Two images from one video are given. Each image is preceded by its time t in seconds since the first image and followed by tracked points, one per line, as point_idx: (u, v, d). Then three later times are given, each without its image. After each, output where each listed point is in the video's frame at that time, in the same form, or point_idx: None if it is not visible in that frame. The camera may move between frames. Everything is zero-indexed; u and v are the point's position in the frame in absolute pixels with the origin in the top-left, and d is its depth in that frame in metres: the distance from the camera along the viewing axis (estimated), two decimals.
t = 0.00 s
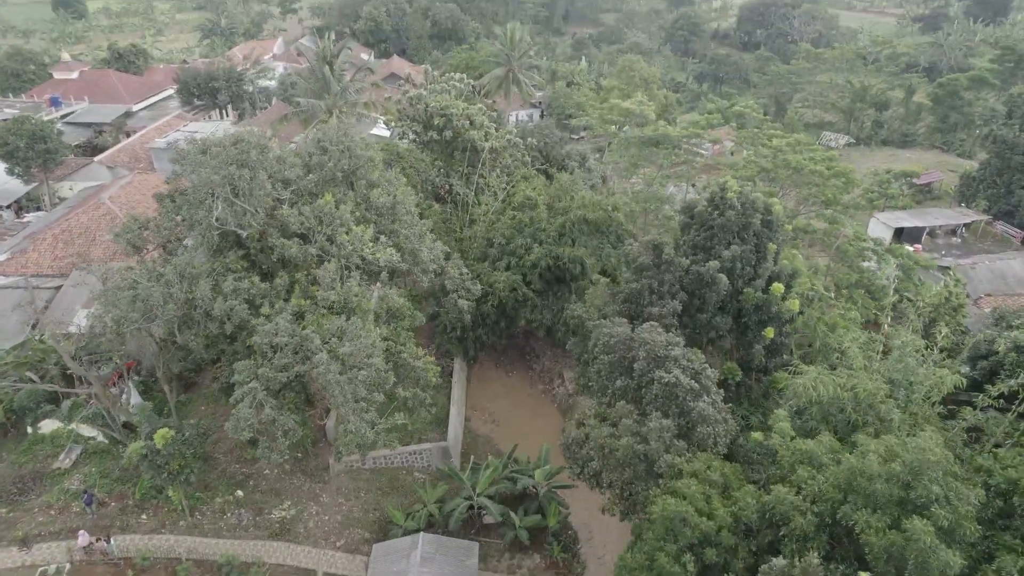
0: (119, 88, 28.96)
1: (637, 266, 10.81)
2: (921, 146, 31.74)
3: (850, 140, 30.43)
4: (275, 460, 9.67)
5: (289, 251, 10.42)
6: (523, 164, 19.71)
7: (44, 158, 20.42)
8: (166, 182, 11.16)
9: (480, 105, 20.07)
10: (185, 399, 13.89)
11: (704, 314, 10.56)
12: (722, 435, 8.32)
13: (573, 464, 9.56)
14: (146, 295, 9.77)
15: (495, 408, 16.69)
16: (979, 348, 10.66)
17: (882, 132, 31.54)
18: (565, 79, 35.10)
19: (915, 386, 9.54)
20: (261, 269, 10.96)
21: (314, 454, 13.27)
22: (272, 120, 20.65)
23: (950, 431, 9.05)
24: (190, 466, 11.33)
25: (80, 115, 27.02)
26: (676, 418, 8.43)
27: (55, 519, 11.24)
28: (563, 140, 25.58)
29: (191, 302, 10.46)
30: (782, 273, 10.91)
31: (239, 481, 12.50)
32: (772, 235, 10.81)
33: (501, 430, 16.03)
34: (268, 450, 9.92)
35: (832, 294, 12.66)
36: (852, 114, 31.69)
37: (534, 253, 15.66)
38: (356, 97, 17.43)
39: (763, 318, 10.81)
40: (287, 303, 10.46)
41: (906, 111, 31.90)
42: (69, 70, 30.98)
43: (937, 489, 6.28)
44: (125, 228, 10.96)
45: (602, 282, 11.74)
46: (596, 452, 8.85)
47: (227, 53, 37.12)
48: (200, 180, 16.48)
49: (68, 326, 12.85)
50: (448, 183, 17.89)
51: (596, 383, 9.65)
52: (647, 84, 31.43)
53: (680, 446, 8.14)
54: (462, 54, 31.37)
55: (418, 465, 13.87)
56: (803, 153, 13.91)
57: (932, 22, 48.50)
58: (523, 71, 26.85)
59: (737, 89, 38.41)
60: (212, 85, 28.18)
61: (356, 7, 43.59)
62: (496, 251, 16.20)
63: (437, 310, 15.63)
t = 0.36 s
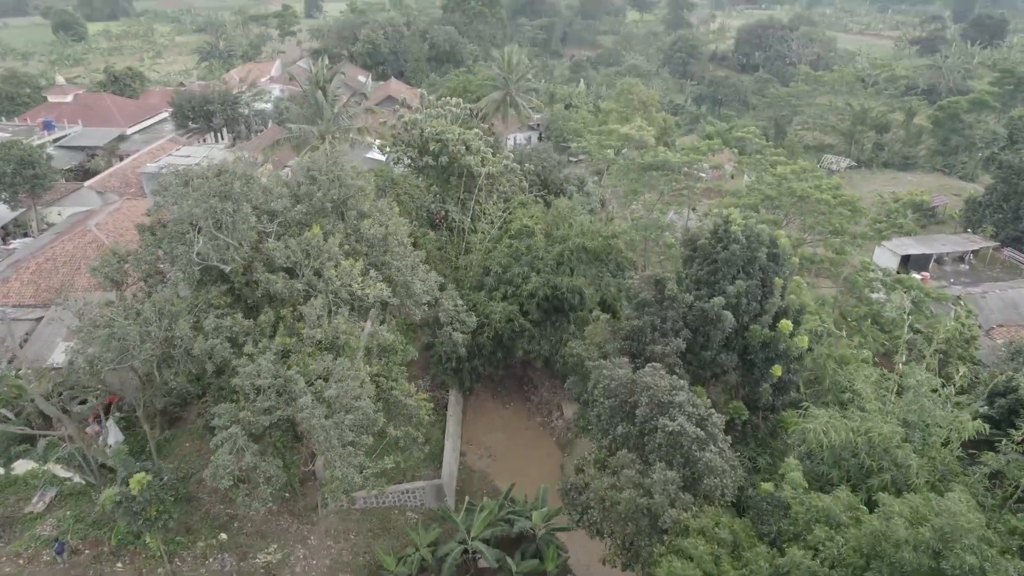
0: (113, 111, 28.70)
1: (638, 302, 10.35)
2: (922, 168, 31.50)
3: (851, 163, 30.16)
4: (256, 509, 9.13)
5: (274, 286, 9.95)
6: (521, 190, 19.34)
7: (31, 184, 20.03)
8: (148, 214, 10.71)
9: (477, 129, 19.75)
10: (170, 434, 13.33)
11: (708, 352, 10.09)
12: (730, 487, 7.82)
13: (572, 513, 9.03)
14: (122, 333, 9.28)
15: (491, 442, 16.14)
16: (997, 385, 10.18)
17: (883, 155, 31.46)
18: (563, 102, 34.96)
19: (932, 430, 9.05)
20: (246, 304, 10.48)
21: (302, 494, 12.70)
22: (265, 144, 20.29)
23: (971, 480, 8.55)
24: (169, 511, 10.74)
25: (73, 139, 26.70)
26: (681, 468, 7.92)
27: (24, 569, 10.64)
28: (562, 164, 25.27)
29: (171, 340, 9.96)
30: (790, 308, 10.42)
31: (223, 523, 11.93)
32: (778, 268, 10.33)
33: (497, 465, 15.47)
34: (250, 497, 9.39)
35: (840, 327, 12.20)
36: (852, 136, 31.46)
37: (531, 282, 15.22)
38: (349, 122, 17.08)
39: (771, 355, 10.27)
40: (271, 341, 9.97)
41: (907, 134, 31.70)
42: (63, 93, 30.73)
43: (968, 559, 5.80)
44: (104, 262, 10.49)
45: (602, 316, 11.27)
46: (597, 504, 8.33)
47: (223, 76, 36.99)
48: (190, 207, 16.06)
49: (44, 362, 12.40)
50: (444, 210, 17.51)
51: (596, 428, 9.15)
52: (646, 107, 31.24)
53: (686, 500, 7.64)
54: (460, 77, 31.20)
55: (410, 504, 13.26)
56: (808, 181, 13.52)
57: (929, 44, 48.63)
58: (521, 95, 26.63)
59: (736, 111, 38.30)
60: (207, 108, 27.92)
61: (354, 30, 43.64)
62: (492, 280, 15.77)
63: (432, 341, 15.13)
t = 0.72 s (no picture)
0: (107, 134, 28.38)
1: (639, 339, 9.86)
2: (925, 191, 31.29)
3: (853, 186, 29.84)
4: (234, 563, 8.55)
5: (256, 324, 9.46)
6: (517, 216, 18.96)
7: (18, 210, 19.59)
8: (126, 247, 10.23)
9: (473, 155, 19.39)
10: (151, 473, 12.73)
11: (713, 392, 9.58)
12: (740, 545, 7.27)
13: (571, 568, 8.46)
14: (93, 375, 8.77)
15: (487, 477, 15.53)
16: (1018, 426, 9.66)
17: (884, 178, 31.37)
18: (562, 125, 34.77)
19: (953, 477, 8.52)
20: (227, 341, 9.96)
21: (288, 537, 12.07)
22: (258, 169, 19.91)
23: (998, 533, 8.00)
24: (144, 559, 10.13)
25: (65, 162, 26.35)
26: (687, 525, 7.37)
27: None
28: (560, 188, 24.97)
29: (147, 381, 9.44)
30: (799, 345, 9.93)
31: (204, 569, 11.32)
32: (786, 304, 9.84)
33: (493, 503, 14.86)
34: (228, 549, 8.81)
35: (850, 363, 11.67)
36: (852, 159, 31.22)
37: (527, 313, 14.74)
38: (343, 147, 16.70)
39: (779, 396, 9.76)
40: (253, 381, 9.46)
41: (908, 156, 31.58)
42: (57, 115, 30.38)
43: None
44: (79, 298, 9.98)
45: (602, 353, 10.77)
46: (596, 562, 7.77)
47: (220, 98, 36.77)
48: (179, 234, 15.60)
49: (19, 400, 11.85)
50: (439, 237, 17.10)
51: (596, 476, 8.61)
52: (645, 130, 30.87)
53: (693, 560, 7.09)
54: (457, 100, 31.00)
55: (402, 546, 12.63)
56: (815, 210, 13.08)
57: (927, 66, 48.72)
58: (519, 118, 26.39)
59: (735, 134, 38.17)
60: (201, 131, 27.61)
61: (352, 52, 43.60)
62: (487, 310, 15.29)
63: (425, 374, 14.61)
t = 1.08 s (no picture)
0: (99, 158, 28.03)
1: (640, 380, 9.34)
2: (928, 216, 31.09)
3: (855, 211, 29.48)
4: None
5: (235, 365, 8.95)
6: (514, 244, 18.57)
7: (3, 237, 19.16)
8: (100, 282, 9.74)
9: (469, 182, 19.04)
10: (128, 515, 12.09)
11: (718, 437, 9.04)
12: None
13: None
14: (58, 422, 8.23)
15: (482, 515, 14.89)
16: None
17: (886, 202, 31.46)
18: (560, 149, 34.54)
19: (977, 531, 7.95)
20: (205, 381, 9.43)
21: None
22: (250, 194, 19.51)
23: None
24: None
25: (56, 187, 25.97)
26: None
27: None
28: (557, 214, 24.62)
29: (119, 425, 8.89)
30: (808, 386, 9.41)
31: None
32: (794, 343, 9.33)
33: (488, 543, 14.21)
34: None
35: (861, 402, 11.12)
36: (853, 184, 30.91)
37: (523, 346, 14.24)
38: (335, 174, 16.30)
39: (788, 440, 9.22)
40: (231, 426, 8.92)
41: (909, 181, 31.52)
42: (50, 139, 30.08)
43: None
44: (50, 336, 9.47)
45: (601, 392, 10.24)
46: None
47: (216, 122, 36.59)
48: (165, 264, 15.08)
49: None
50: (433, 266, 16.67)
51: (595, 529, 8.04)
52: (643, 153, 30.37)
53: None
54: (455, 124, 30.79)
55: None
56: (822, 240, 12.63)
57: (925, 89, 48.71)
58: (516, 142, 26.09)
59: (734, 157, 37.98)
60: (195, 155, 27.29)
61: (349, 76, 43.58)
62: (482, 342, 14.80)
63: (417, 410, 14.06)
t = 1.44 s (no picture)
0: (91, 182, 27.66)
1: (641, 423, 8.78)
2: (931, 240, 30.64)
3: (857, 235, 29.08)
4: None
5: (210, 408, 8.39)
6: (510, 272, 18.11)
7: None
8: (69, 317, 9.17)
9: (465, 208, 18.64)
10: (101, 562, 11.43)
11: (724, 484, 8.47)
12: None
13: None
14: (15, 471, 7.62)
15: (476, 556, 14.19)
16: None
17: (887, 227, 31.00)
18: (558, 173, 34.27)
19: None
20: (180, 424, 8.86)
21: None
22: (240, 220, 19.06)
23: None
24: None
25: (46, 212, 25.56)
26: None
27: None
28: (555, 239, 24.22)
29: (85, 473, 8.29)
30: (819, 428, 8.83)
31: None
32: (805, 383, 8.77)
33: None
34: None
35: (875, 442, 10.52)
36: (855, 208, 30.52)
37: (519, 379, 13.68)
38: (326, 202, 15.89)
39: (798, 487, 8.63)
40: (204, 473, 8.31)
41: (911, 205, 31.11)
42: (42, 162, 29.72)
43: None
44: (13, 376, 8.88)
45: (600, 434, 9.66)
46: None
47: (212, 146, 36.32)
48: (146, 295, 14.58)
49: None
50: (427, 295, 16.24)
51: None
52: (643, 178, 30.16)
53: None
54: (452, 148, 30.53)
55: None
56: (828, 271, 12.15)
57: (924, 113, 48.64)
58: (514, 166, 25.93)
59: (734, 181, 37.73)
60: (188, 180, 26.95)
61: (348, 99, 43.50)
62: (476, 376, 14.27)
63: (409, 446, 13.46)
